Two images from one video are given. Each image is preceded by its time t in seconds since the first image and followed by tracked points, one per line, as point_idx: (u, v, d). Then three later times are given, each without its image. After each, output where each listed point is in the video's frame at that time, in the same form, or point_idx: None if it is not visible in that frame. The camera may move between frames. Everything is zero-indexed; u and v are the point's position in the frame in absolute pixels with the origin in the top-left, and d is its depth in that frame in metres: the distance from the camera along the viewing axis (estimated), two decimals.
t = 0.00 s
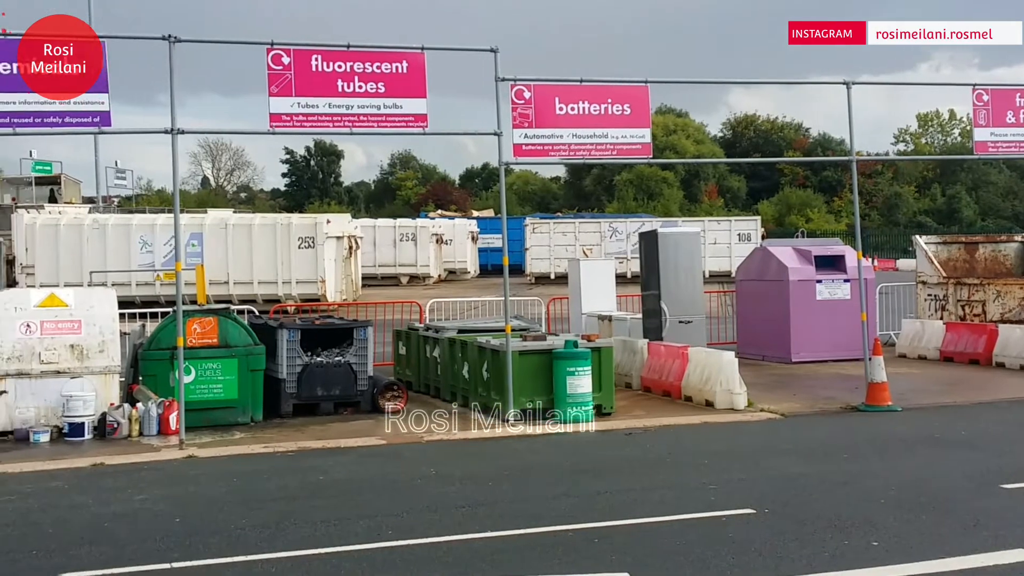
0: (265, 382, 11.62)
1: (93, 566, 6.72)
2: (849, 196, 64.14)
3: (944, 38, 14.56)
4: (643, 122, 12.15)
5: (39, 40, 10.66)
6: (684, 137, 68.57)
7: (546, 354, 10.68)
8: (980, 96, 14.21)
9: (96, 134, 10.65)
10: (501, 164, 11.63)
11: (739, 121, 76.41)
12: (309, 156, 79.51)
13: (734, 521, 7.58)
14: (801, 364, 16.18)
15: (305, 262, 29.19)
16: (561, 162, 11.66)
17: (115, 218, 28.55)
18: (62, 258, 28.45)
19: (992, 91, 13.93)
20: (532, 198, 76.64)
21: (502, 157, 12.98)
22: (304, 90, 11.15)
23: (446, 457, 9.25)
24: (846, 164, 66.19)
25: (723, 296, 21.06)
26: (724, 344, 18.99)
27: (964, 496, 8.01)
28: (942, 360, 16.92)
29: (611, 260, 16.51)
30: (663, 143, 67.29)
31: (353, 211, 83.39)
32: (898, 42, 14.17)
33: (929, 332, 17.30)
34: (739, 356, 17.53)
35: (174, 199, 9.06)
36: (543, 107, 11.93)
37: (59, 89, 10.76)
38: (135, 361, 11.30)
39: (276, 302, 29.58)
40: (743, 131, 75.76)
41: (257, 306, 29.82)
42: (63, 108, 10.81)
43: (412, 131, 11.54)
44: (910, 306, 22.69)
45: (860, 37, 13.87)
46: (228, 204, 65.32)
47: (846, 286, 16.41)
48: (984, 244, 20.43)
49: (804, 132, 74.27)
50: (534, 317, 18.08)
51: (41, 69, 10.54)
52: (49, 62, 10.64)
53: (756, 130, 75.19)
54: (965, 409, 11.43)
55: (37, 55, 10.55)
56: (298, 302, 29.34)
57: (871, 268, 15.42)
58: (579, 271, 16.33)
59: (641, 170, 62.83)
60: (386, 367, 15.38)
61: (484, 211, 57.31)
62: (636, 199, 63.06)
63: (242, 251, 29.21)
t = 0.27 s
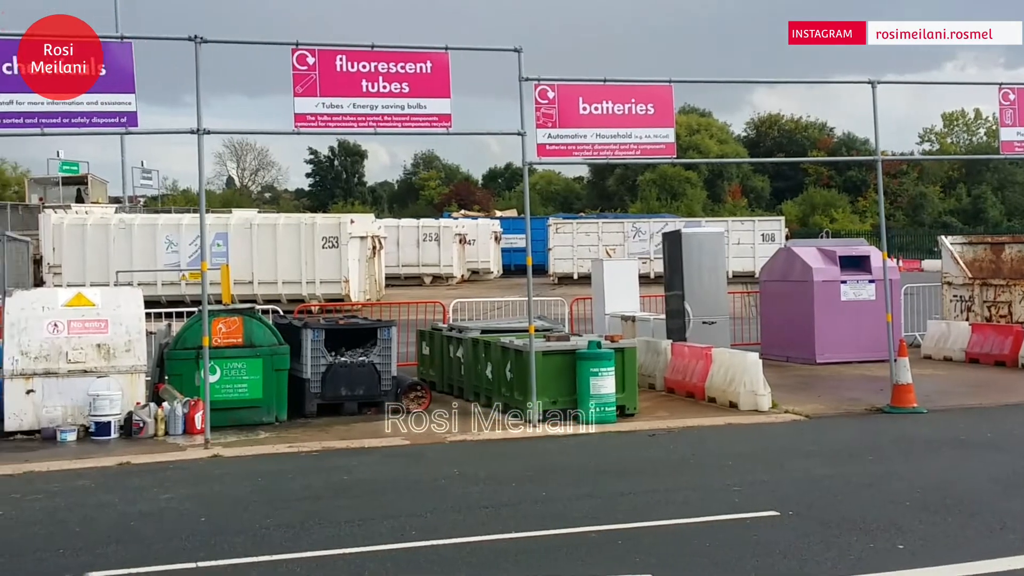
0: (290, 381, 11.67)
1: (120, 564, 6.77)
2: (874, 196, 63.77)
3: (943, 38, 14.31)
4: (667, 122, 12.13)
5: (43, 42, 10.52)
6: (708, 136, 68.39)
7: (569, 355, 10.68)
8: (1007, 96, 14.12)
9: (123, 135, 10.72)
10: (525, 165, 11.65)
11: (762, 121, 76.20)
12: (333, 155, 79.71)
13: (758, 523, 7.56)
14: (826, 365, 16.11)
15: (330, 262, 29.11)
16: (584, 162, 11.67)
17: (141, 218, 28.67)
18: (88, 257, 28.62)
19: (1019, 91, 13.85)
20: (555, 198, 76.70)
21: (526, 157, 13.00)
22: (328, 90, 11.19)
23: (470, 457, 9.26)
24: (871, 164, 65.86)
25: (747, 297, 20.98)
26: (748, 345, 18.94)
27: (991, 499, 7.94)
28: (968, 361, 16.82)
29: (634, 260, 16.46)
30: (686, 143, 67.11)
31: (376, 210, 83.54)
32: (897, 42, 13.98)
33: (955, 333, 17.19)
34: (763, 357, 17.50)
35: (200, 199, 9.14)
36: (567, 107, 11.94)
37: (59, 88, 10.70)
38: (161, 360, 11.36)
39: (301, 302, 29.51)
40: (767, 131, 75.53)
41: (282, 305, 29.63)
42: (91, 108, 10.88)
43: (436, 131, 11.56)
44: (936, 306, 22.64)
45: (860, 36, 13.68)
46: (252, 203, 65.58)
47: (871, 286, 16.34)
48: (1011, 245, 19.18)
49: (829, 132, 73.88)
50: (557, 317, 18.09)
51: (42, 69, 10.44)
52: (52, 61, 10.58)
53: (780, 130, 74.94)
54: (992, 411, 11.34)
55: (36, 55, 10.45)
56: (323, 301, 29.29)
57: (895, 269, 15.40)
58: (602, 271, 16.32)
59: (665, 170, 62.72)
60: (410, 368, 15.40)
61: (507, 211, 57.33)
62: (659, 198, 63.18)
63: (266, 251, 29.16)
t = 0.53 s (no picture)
0: (316, 381, 11.72)
1: (151, 562, 6.85)
2: (901, 196, 63.17)
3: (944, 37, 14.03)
4: (690, 122, 12.10)
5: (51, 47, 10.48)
6: (732, 136, 68.01)
7: (594, 355, 10.67)
8: None
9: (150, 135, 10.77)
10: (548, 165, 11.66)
11: (787, 120, 75.78)
12: (356, 156, 80.01)
13: (786, 525, 7.52)
14: (854, 366, 15.98)
15: (354, 262, 28.88)
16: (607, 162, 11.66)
17: (168, 218, 28.45)
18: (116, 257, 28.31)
19: None
20: (577, 198, 76.61)
21: (549, 157, 13.00)
22: (352, 91, 11.24)
23: (497, 457, 9.27)
24: (898, 163, 65.26)
25: (773, 297, 20.83)
26: (775, 346, 18.83)
27: (1023, 502, 7.86)
28: (998, 363, 16.64)
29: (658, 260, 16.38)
30: (710, 142, 66.76)
31: (399, 211, 83.73)
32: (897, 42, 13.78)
33: (985, 335, 17.01)
34: (790, 358, 17.40)
35: (226, 200, 9.22)
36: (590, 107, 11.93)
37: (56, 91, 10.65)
38: (189, 360, 11.49)
39: (325, 302, 29.27)
40: (792, 130, 75.08)
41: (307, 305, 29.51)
42: (118, 108, 10.93)
43: (459, 131, 11.58)
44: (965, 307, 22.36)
45: (860, 36, 13.46)
46: (277, 203, 65.79)
47: (899, 287, 16.22)
48: None
49: (855, 130, 73.30)
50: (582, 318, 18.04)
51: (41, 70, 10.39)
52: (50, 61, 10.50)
53: (806, 129, 74.45)
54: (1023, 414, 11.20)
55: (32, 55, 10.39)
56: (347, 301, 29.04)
57: (924, 269, 15.39)
58: (626, 271, 16.27)
59: (690, 170, 62.43)
60: (435, 367, 15.42)
61: (530, 211, 57.26)
62: (683, 199, 62.88)
63: (292, 251, 28.96)
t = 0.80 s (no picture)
0: (340, 380, 11.78)
1: (178, 559, 6.92)
2: (928, 195, 62.59)
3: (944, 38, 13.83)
4: (715, 122, 12.04)
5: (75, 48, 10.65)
6: (757, 136, 67.68)
7: (616, 355, 10.63)
8: None
9: (177, 136, 10.81)
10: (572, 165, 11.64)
11: (813, 120, 75.39)
12: (380, 157, 80.39)
13: (812, 526, 7.46)
14: (880, 367, 15.84)
15: (377, 263, 28.90)
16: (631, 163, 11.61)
17: (195, 218, 28.59)
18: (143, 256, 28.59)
19: None
20: (601, 198, 76.62)
21: (572, 156, 12.98)
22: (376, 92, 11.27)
23: (520, 456, 9.27)
24: (925, 163, 64.65)
25: (798, 297, 20.66)
26: (800, 347, 18.70)
27: None
28: None
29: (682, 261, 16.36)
30: (735, 142, 66.48)
31: (421, 211, 84.09)
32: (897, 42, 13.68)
33: (1015, 336, 16.80)
34: (815, 359, 17.27)
35: (252, 202, 9.29)
36: (614, 107, 11.90)
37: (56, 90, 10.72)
38: (215, 359, 11.58)
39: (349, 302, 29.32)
40: (817, 130, 74.68)
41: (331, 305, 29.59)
42: (145, 110, 11.01)
43: (482, 132, 11.59)
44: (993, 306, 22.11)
45: (860, 37, 13.27)
46: (301, 204, 66.17)
47: (927, 288, 16.05)
48: None
49: (881, 130, 72.75)
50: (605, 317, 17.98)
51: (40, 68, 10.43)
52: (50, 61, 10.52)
53: (831, 129, 74.00)
54: None
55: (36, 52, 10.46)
56: (371, 301, 29.06)
57: (952, 269, 15.28)
58: (649, 272, 16.26)
59: (714, 170, 62.19)
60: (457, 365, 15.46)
61: (553, 212, 57.26)
62: (707, 199, 62.66)
63: (317, 250, 29.03)
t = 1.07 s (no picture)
0: (363, 380, 11.82)
1: (203, 556, 6.97)
2: (954, 195, 62.00)
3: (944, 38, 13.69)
4: (739, 121, 11.98)
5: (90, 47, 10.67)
6: (781, 135, 67.36)
7: (640, 355, 10.58)
8: None
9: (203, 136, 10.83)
10: (595, 165, 11.61)
11: (838, 119, 74.96)
12: (402, 157, 80.58)
13: (837, 528, 7.41)
14: (906, 369, 15.73)
15: (400, 263, 28.98)
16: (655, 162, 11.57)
17: (219, 218, 28.70)
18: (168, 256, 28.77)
19: None
20: (623, 198, 76.60)
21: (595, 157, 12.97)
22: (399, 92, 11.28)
23: (544, 456, 9.27)
24: (952, 163, 64.06)
25: (824, 298, 20.51)
26: (825, 347, 18.61)
27: None
28: None
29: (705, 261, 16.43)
30: (759, 142, 66.21)
31: (444, 211, 84.22)
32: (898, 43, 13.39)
33: None
34: (840, 361, 17.16)
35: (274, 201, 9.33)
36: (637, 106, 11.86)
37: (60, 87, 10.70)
38: (240, 358, 11.62)
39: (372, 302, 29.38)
40: (842, 129, 74.25)
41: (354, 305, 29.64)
42: (171, 111, 11.05)
43: (505, 132, 11.57)
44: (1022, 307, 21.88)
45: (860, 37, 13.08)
46: (325, 204, 66.45)
47: (954, 288, 15.92)
48: None
49: (906, 129, 72.21)
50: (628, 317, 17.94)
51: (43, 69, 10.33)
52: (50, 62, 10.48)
53: (856, 128, 73.58)
54: None
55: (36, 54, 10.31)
56: (394, 300, 29.09)
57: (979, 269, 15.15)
58: (673, 272, 16.31)
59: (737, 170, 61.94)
60: (479, 365, 15.50)
61: (576, 212, 57.23)
62: (730, 199, 62.41)
63: (339, 251, 29.02)
